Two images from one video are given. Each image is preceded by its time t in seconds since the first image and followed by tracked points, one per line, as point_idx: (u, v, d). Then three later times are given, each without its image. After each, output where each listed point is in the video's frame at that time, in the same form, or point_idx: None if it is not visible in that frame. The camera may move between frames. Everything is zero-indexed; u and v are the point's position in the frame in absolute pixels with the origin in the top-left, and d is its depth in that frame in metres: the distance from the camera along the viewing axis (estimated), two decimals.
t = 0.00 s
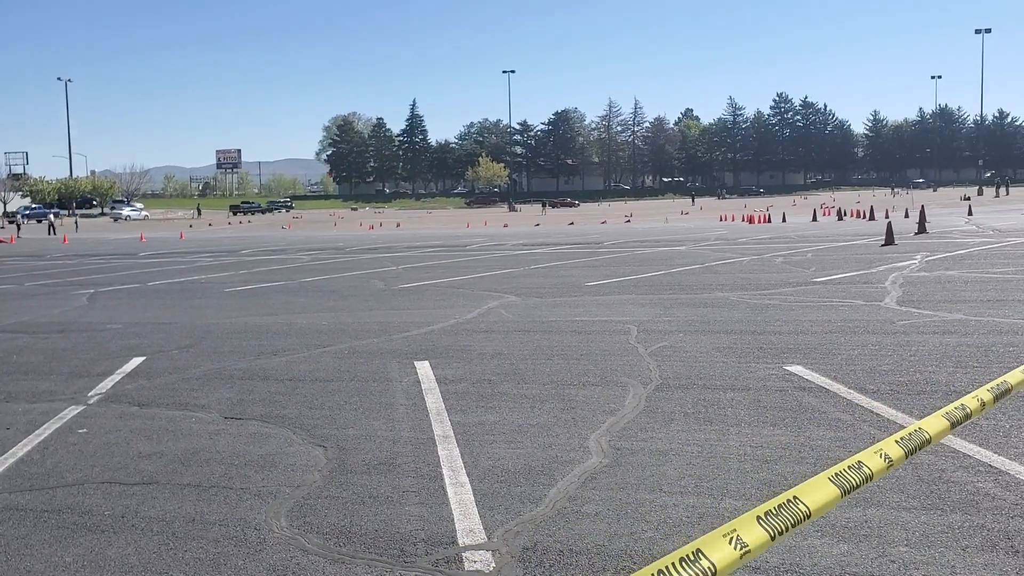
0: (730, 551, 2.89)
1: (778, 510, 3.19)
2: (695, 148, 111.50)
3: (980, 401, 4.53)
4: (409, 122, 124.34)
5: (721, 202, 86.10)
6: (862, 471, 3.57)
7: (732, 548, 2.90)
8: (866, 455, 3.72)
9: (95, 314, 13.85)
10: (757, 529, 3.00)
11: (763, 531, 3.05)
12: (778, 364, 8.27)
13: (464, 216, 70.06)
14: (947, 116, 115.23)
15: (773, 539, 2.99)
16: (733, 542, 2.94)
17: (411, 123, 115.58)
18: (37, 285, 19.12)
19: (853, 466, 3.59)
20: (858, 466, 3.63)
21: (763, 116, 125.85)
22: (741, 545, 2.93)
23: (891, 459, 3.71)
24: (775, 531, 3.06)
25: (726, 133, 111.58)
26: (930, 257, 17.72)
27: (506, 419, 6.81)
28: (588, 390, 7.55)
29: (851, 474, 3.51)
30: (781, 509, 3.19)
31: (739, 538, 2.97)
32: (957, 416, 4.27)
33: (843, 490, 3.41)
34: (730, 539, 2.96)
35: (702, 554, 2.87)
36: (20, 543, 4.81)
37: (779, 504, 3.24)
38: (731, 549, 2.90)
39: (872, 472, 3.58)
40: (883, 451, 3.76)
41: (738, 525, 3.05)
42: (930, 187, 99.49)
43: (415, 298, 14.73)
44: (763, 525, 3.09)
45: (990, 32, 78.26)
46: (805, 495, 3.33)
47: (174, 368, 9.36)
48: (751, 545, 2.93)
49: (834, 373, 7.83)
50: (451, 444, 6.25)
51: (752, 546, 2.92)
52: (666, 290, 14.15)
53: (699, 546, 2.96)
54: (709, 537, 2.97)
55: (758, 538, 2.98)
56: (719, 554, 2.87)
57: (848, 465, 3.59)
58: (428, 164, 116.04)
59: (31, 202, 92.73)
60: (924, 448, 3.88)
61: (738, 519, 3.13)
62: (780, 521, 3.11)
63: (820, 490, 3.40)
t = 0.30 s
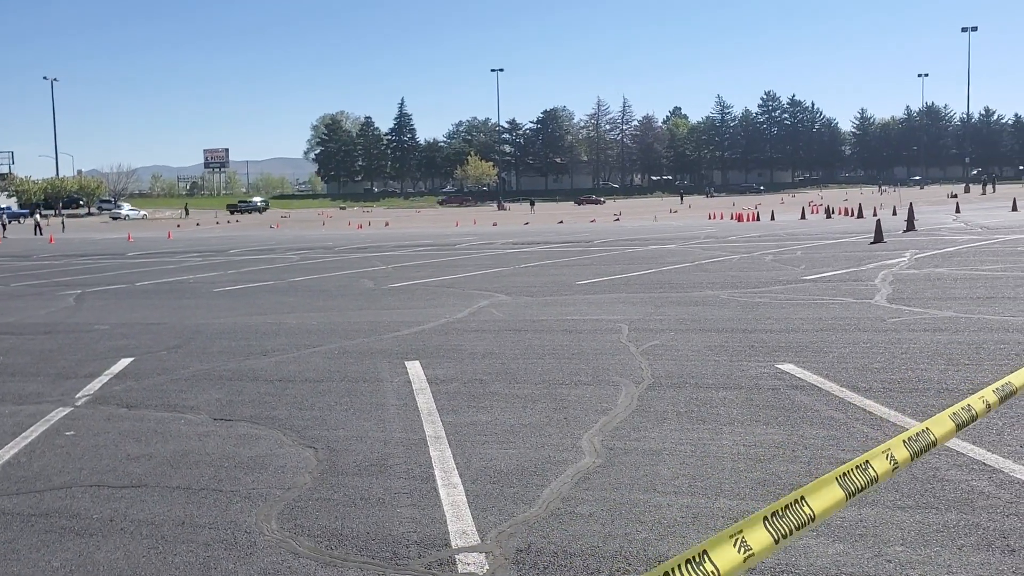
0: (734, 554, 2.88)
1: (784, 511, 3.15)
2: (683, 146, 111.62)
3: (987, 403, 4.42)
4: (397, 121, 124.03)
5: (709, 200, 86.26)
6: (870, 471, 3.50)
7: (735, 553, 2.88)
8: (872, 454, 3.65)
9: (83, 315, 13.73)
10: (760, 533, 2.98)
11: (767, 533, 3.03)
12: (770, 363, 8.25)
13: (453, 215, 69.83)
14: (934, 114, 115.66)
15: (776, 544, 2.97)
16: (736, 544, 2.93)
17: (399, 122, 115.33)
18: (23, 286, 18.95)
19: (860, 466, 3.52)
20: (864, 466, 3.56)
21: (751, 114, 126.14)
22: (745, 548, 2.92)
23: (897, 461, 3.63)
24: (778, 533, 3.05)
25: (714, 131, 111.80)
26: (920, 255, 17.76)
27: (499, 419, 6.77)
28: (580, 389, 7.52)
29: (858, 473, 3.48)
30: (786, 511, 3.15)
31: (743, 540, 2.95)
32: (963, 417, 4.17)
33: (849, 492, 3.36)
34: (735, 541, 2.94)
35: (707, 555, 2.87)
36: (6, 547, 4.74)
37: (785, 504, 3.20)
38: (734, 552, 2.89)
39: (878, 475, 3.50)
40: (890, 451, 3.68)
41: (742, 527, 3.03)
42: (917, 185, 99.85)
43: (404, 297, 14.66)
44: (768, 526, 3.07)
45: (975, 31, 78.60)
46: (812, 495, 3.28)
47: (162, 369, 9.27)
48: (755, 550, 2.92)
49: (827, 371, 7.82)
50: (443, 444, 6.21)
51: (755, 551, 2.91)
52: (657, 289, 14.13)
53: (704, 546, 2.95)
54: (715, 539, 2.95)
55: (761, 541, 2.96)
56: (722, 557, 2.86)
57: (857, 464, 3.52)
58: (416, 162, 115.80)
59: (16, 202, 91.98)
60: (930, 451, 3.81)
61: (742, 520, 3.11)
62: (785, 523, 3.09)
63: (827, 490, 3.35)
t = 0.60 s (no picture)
0: (737, 556, 2.83)
1: (785, 512, 3.12)
2: (667, 146, 111.80)
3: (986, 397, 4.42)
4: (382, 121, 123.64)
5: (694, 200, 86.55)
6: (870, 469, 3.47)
7: (739, 554, 2.84)
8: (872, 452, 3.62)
9: (64, 317, 13.59)
10: (763, 533, 2.94)
11: (770, 535, 2.99)
12: (755, 361, 8.27)
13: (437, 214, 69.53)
14: (916, 114, 116.43)
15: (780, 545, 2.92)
16: (739, 546, 2.88)
17: (384, 122, 115.03)
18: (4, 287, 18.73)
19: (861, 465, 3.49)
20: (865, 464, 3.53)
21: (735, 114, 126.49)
22: (747, 549, 2.88)
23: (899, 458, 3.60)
24: (780, 535, 3.00)
25: (699, 131, 111.98)
26: (902, 253, 17.86)
27: (484, 419, 6.76)
28: (566, 389, 7.51)
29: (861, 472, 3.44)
30: (787, 512, 3.11)
31: (746, 542, 2.91)
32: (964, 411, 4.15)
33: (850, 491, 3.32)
34: (733, 543, 2.88)
35: (709, 558, 2.82)
36: None
37: (786, 505, 3.16)
38: (737, 554, 2.84)
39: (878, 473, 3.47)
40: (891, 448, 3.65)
41: (745, 528, 2.98)
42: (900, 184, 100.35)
43: (389, 297, 14.61)
44: (770, 527, 3.03)
45: (956, 30, 79.15)
46: (814, 495, 3.25)
47: (145, 371, 9.20)
48: (758, 550, 2.88)
49: (811, 369, 7.86)
50: (429, 445, 6.19)
51: (759, 551, 2.86)
52: (643, 288, 14.13)
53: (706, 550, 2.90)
54: (715, 542, 2.91)
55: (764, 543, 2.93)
56: (726, 560, 2.81)
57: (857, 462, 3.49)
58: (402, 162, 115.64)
59: None
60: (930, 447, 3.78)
61: (744, 522, 3.07)
62: (787, 523, 3.05)
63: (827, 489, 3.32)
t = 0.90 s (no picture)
0: (733, 567, 2.83)
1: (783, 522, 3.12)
2: (649, 147, 112.11)
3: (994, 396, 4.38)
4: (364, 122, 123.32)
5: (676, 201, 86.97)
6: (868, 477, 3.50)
7: (735, 565, 2.83)
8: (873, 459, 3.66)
9: (43, 319, 13.47)
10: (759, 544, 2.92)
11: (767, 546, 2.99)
12: (737, 361, 8.32)
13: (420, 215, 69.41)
14: (895, 115, 117.34)
15: (776, 554, 2.91)
16: (735, 558, 2.88)
17: (366, 123, 114.73)
18: None
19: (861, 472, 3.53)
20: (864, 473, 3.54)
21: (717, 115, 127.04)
22: (744, 560, 2.87)
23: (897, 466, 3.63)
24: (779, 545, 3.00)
25: (680, 132, 112.35)
26: (883, 253, 18.00)
27: (467, 420, 6.76)
28: (549, 390, 7.51)
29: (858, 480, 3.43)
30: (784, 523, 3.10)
31: (743, 554, 2.90)
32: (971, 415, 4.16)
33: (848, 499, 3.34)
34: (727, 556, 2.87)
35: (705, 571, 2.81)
36: None
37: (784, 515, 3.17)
38: (734, 566, 2.83)
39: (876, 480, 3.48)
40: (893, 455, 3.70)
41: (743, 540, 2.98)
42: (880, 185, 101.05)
43: (371, 299, 14.57)
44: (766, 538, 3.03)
45: (935, 32, 79.64)
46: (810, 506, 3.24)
47: (125, 373, 9.13)
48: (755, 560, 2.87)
49: (791, 369, 7.91)
50: (411, 447, 6.18)
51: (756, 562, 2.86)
52: (625, 289, 14.15)
53: (702, 565, 2.89)
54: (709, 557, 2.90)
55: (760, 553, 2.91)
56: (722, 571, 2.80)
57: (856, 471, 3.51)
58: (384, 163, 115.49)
59: None
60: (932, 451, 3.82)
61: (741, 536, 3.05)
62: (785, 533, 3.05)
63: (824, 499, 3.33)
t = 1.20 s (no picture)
0: (714, 559, 2.93)
1: (762, 516, 3.24)
2: (630, 149, 112.55)
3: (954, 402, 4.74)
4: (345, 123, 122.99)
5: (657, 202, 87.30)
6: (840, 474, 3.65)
7: (716, 557, 2.94)
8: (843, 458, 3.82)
9: (20, 322, 13.33)
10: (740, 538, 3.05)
11: (746, 539, 3.10)
12: (717, 361, 8.37)
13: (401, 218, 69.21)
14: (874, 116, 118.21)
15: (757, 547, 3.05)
16: (718, 551, 2.98)
17: (347, 124, 114.39)
18: None
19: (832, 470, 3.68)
20: (837, 470, 3.71)
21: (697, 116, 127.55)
22: (725, 553, 2.98)
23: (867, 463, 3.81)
24: (757, 537, 3.12)
25: (661, 133, 112.76)
26: (861, 253, 18.14)
27: (448, 422, 6.76)
28: (530, 391, 7.53)
29: (833, 476, 3.60)
30: (765, 516, 3.24)
31: (723, 547, 3.01)
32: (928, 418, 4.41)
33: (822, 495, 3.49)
34: (712, 549, 2.97)
35: (688, 564, 2.90)
36: None
37: (762, 509, 3.29)
38: (716, 558, 2.94)
39: (850, 476, 3.65)
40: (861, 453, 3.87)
41: (724, 533, 3.09)
42: (859, 185, 101.75)
43: (353, 300, 14.55)
44: (747, 532, 3.14)
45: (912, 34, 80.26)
46: (789, 499, 3.38)
47: (105, 376, 9.05)
48: (735, 554, 2.98)
49: (771, 369, 7.96)
50: (392, 448, 6.17)
51: (736, 555, 2.97)
52: (606, 290, 14.18)
53: (686, 556, 2.98)
54: (692, 549, 3.00)
55: (741, 546, 3.03)
56: (705, 564, 2.90)
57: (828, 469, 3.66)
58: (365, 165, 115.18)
59: None
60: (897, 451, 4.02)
61: (722, 527, 3.17)
62: (764, 527, 3.17)
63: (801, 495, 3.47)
